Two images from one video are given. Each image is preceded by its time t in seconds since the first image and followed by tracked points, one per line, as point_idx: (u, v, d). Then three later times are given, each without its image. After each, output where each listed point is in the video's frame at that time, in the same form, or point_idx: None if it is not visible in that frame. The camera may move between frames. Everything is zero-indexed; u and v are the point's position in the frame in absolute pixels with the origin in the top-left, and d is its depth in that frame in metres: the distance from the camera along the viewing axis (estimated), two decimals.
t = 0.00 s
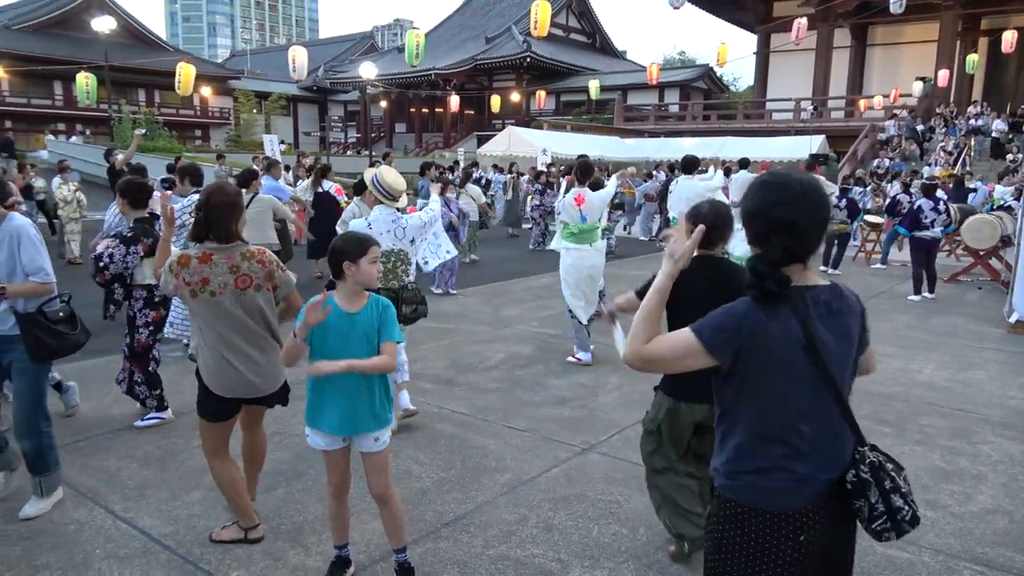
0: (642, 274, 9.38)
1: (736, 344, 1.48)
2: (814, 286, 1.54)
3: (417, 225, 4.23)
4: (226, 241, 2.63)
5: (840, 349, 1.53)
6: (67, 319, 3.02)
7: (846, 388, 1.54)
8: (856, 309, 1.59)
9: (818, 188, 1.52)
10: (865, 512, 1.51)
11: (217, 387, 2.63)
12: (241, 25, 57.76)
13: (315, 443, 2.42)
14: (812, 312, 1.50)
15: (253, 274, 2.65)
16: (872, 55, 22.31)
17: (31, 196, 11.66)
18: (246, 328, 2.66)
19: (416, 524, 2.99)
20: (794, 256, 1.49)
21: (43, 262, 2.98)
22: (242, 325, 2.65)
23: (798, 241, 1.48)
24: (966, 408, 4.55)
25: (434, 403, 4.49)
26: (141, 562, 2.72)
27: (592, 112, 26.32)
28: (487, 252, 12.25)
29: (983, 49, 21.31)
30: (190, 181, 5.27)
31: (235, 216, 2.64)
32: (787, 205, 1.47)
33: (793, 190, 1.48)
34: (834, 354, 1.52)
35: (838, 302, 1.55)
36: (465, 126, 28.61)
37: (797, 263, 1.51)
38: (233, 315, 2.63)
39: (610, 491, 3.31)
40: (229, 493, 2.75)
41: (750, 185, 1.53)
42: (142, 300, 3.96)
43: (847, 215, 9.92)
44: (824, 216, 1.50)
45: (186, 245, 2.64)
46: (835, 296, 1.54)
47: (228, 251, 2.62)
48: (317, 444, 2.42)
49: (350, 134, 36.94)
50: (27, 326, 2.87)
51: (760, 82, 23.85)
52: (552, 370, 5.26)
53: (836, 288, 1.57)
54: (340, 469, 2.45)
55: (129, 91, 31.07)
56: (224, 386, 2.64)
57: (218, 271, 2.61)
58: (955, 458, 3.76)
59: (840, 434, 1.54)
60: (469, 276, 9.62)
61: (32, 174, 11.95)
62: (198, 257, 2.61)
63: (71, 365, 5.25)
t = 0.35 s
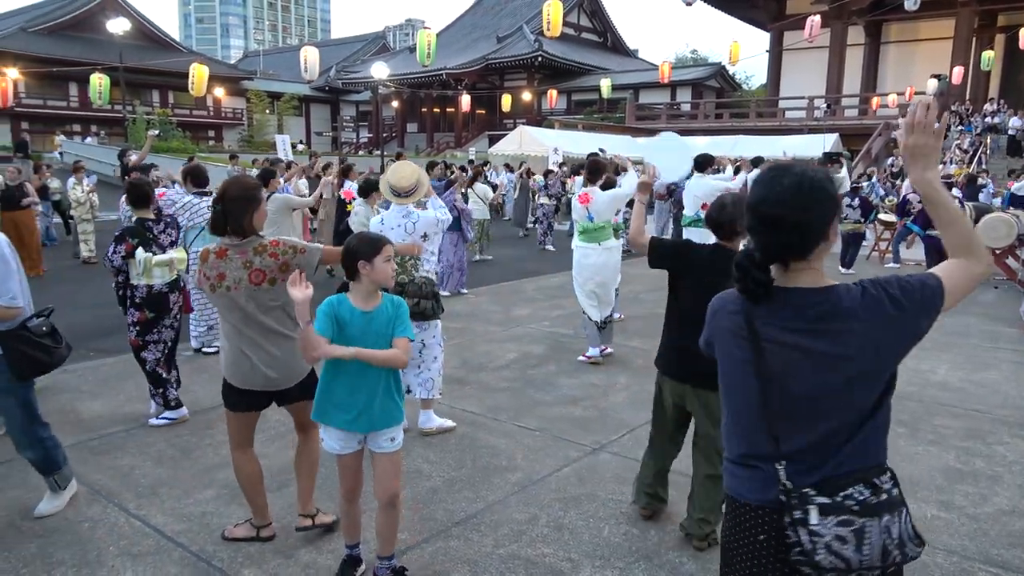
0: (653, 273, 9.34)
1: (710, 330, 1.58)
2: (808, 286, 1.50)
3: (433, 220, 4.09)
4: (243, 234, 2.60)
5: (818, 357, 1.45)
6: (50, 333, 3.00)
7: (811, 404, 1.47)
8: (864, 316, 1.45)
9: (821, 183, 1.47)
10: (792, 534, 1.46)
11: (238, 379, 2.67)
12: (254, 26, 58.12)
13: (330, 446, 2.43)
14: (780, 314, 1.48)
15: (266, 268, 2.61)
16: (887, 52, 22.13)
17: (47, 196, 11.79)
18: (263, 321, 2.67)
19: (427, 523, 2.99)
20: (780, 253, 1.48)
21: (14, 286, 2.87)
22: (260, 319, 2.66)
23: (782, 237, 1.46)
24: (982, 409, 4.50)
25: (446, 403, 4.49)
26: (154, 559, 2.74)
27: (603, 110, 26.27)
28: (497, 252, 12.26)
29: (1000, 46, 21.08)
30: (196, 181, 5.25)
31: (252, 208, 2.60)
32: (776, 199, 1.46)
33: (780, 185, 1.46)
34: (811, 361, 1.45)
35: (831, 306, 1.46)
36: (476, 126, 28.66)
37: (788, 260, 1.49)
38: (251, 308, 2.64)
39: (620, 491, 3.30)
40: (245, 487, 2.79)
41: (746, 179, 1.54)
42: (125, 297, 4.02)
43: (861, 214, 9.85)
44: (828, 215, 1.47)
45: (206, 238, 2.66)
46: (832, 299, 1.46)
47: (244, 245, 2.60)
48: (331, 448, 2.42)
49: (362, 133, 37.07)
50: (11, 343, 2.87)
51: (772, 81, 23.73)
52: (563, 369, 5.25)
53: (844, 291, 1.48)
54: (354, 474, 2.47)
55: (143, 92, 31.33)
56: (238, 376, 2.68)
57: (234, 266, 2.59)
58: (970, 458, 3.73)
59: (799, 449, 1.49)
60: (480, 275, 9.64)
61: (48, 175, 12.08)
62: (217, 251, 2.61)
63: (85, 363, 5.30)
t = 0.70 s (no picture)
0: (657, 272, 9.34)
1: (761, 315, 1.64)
2: (843, 288, 1.45)
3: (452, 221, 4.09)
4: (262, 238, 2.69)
5: (812, 358, 1.44)
6: None
7: (797, 403, 1.48)
8: (875, 327, 1.35)
9: (867, 182, 1.41)
10: (746, 512, 1.56)
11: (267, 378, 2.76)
12: (259, 25, 58.26)
13: (378, 454, 2.34)
14: (800, 310, 1.48)
15: (274, 273, 2.66)
16: (892, 51, 22.06)
17: (53, 195, 11.84)
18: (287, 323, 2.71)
19: (431, 522, 3.00)
20: (811, 254, 1.45)
21: None
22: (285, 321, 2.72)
23: (818, 235, 1.43)
24: (989, 409, 4.48)
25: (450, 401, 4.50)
26: (159, 557, 2.75)
27: (608, 109, 26.24)
28: (501, 250, 12.28)
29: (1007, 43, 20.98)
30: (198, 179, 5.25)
31: (276, 210, 2.66)
32: (813, 197, 1.43)
33: (819, 181, 1.43)
34: (808, 360, 1.45)
35: (842, 311, 1.40)
36: (481, 125, 28.71)
37: (824, 262, 1.46)
38: (277, 310, 2.71)
39: (624, 490, 3.30)
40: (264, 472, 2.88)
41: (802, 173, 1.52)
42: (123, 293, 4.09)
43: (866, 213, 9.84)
44: (877, 218, 1.41)
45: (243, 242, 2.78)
46: (847, 303, 1.41)
47: (265, 246, 2.68)
48: (373, 457, 2.34)
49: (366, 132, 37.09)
50: None
51: (777, 80, 23.65)
52: (568, 368, 5.26)
53: (871, 296, 1.40)
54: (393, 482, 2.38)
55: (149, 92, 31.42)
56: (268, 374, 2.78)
57: (254, 269, 2.73)
58: (976, 458, 3.71)
59: (779, 441, 1.54)
60: (485, 274, 9.66)
61: (54, 175, 12.12)
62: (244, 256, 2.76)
63: (89, 361, 5.32)
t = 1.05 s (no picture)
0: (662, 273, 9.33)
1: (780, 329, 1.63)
2: (869, 306, 1.44)
3: (460, 222, 4.09)
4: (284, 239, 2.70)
5: (836, 382, 1.43)
6: None
7: (820, 429, 1.47)
8: (907, 356, 1.34)
9: (891, 197, 1.39)
10: (774, 537, 1.58)
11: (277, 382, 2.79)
12: (265, 22, 58.37)
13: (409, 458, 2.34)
14: (824, 330, 1.47)
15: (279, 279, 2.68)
16: (899, 53, 22.01)
17: (59, 190, 11.89)
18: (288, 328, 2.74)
19: (433, 520, 3.01)
20: (833, 274, 1.45)
21: None
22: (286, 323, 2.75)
23: (839, 253, 1.42)
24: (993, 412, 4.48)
25: (454, 399, 4.51)
26: (163, 551, 2.76)
27: (613, 109, 26.22)
28: (505, 249, 12.29)
29: (1014, 46, 20.90)
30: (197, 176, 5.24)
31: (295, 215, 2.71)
32: (836, 214, 1.42)
33: (842, 199, 1.42)
34: (829, 380, 1.44)
35: (871, 338, 1.39)
36: (486, 124, 28.74)
37: (846, 281, 1.45)
38: (283, 312, 2.74)
39: (626, 490, 3.30)
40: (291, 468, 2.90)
41: (825, 187, 1.51)
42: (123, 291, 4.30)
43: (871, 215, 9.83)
44: (900, 235, 1.39)
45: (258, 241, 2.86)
46: (875, 330, 1.39)
47: (274, 247, 2.71)
48: (409, 461, 2.35)
49: (372, 130, 37.09)
50: None
51: (783, 81, 23.61)
52: (571, 367, 5.27)
53: (900, 321, 1.38)
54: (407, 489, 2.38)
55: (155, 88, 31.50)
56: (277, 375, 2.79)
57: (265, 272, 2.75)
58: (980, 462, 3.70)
59: (799, 464, 1.54)
60: (489, 273, 9.67)
61: (61, 170, 12.16)
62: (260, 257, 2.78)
63: (93, 357, 5.33)
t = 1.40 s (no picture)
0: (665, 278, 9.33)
1: (779, 330, 1.61)
2: (871, 304, 1.44)
3: (456, 225, 4.09)
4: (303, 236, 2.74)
5: (848, 378, 1.43)
6: None
7: (834, 426, 1.46)
8: (914, 354, 1.36)
9: (888, 197, 1.38)
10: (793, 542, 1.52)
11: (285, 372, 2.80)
12: (273, 23, 58.53)
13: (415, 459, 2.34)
14: (830, 330, 1.46)
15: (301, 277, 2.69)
16: (905, 61, 21.99)
17: (64, 187, 11.92)
18: (299, 324, 2.77)
19: (434, 521, 3.01)
20: (835, 273, 1.43)
21: None
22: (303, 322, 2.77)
23: (840, 254, 1.41)
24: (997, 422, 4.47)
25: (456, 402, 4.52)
26: (164, 550, 2.77)
27: (618, 113, 26.22)
28: (508, 253, 12.30)
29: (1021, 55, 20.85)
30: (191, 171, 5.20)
31: (316, 211, 2.75)
32: (836, 214, 1.40)
33: (839, 199, 1.41)
34: (842, 377, 1.43)
35: (882, 339, 1.40)
36: (491, 127, 28.80)
37: (850, 280, 1.43)
38: (307, 307, 2.76)
39: (627, 495, 3.30)
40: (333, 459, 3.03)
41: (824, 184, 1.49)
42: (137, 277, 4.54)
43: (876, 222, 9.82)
44: (897, 231, 1.38)
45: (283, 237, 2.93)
46: (889, 331, 1.39)
47: (298, 244, 2.71)
48: (418, 463, 2.35)
49: (376, 132, 37.13)
50: None
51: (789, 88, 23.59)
52: (574, 371, 5.27)
53: (906, 320, 1.40)
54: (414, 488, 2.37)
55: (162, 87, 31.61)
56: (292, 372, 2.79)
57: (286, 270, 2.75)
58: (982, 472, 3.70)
59: (809, 460, 1.52)
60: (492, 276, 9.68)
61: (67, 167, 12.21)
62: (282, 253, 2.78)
63: (97, 355, 5.34)
